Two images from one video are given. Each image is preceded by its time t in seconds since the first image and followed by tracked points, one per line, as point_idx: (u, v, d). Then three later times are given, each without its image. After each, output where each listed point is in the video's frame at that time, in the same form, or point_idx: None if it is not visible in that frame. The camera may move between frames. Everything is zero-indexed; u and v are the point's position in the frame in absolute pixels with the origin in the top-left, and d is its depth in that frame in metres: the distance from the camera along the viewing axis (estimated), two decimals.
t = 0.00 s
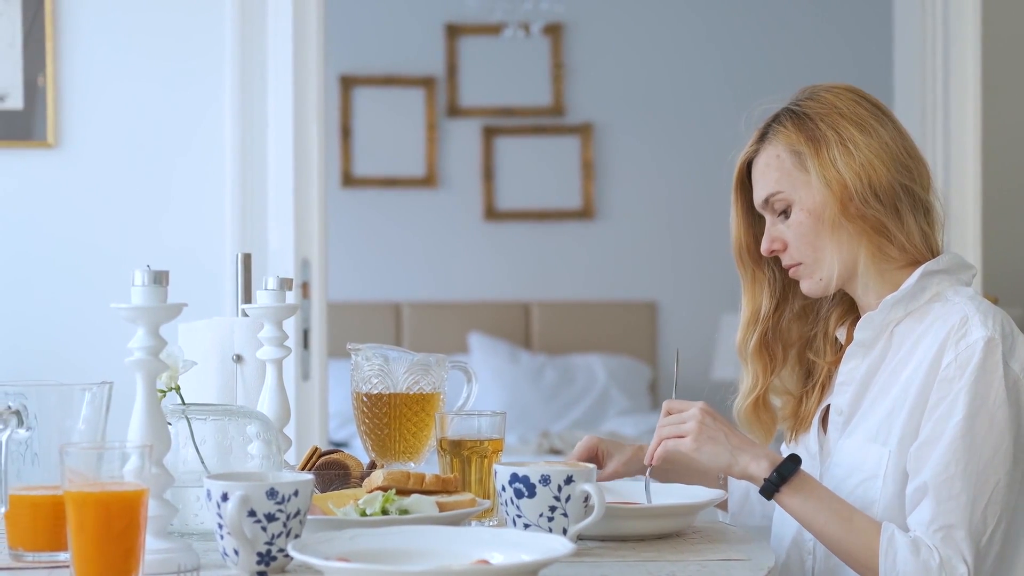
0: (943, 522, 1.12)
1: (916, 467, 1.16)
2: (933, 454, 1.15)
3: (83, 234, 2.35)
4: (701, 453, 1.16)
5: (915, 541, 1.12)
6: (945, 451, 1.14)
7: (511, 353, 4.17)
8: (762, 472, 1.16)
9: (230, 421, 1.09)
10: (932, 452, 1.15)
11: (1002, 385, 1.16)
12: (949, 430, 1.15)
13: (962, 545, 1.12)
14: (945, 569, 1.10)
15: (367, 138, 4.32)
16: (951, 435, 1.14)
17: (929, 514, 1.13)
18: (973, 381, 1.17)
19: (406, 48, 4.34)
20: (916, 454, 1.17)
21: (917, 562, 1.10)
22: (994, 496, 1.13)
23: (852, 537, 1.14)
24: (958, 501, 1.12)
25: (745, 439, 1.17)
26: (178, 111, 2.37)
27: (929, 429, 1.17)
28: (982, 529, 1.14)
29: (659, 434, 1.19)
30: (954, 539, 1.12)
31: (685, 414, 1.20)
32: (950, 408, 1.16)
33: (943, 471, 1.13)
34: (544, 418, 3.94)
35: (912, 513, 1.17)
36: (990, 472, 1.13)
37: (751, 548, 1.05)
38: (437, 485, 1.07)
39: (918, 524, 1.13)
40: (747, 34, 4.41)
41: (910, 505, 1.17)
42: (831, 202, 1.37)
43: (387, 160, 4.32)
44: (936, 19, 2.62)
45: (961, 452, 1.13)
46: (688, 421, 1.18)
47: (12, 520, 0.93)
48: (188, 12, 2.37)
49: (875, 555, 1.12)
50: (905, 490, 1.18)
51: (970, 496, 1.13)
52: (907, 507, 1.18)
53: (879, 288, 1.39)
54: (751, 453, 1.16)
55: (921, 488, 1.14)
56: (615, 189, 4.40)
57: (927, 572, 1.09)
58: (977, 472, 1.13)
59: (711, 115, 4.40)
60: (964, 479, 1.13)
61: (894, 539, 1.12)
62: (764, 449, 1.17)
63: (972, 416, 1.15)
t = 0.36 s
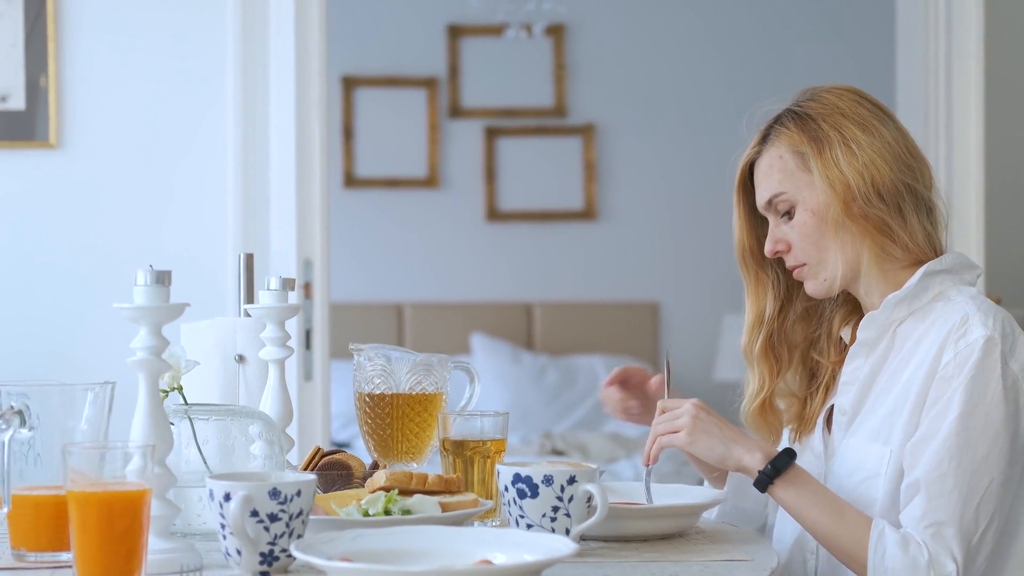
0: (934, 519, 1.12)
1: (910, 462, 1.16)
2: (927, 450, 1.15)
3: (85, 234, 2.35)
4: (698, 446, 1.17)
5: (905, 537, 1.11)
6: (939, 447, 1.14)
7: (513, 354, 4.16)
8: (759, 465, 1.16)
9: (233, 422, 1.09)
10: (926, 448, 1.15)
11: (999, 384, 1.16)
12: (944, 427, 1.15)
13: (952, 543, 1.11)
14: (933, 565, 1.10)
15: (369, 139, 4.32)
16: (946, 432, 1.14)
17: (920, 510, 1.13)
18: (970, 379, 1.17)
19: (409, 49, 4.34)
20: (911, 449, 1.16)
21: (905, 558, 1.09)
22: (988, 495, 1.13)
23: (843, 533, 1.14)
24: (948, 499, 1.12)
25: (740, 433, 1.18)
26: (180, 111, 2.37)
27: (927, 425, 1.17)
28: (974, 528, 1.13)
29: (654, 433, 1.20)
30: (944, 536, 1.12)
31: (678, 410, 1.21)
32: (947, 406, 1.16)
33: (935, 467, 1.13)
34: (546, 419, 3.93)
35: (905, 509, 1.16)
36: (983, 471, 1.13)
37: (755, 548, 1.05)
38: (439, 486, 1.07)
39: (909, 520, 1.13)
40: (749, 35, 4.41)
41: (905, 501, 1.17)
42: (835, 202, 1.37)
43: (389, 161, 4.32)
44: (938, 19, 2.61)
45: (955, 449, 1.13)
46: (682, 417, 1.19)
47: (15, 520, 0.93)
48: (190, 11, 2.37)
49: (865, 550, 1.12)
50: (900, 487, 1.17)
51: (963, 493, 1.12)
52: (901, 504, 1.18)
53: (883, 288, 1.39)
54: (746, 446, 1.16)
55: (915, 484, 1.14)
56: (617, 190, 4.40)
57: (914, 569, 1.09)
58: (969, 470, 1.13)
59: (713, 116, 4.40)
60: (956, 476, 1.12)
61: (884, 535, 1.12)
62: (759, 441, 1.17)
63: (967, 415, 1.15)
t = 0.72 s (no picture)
0: (950, 527, 1.11)
1: (917, 470, 1.16)
2: (935, 457, 1.15)
3: (88, 234, 2.35)
4: (708, 451, 1.14)
5: (919, 545, 1.11)
6: (949, 454, 1.13)
7: (515, 354, 4.16)
8: (767, 474, 1.15)
9: (235, 422, 1.09)
10: (935, 454, 1.15)
11: (1005, 390, 1.16)
12: (953, 433, 1.14)
13: (969, 551, 1.11)
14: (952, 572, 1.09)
15: (371, 139, 4.32)
16: (955, 439, 1.14)
17: (935, 519, 1.12)
18: (978, 384, 1.16)
19: (411, 49, 4.34)
20: (917, 457, 1.16)
21: (922, 566, 1.09)
22: (995, 500, 1.14)
23: (849, 538, 1.13)
24: (963, 505, 1.12)
25: (747, 439, 1.16)
26: (183, 112, 2.37)
27: (933, 431, 1.16)
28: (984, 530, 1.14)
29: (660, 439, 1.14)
30: (959, 544, 1.11)
31: (681, 411, 1.16)
32: (956, 411, 1.16)
33: (948, 475, 1.13)
34: (548, 420, 3.93)
35: (914, 517, 1.15)
36: (991, 474, 1.14)
37: (757, 549, 1.05)
38: (442, 486, 1.07)
39: (922, 528, 1.13)
40: (751, 35, 4.41)
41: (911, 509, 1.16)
42: (839, 201, 1.37)
43: (392, 161, 4.32)
44: (942, 18, 2.61)
45: (966, 456, 1.13)
46: (690, 420, 1.15)
47: (17, 520, 0.93)
48: (192, 10, 2.37)
49: (881, 560, 1.12)
50: (906, 495, 1.16)
51: (975, 500, 1.12)
52: (908, 512, 1.17)
53: (887, 288, 1.39)
54: (755, 452, 1.16)
55: (926, 491, 1.14)
56: (619, 190, 4.39)
57: None
58: (980, 477, 1.13)
59: (716, 117, 4.40)
60: (969, 482, 1.12)
61: (900, 544, 1.11)
62: (767, 449, 1.16)
63: (977, 421, 1.14)
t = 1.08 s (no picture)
0: (981, 538, 1.11)
1: (933, 482, 1.15)
2: (952, 468, 1.14)
3: (90, 235, 2.35)
4: (730, 528, 1.03)
5: (953, 562, 1.09)
6: (965, 466, 1.13)
7: (518, 355, 4.16)
8: (786, 532, 1.08)
9: (237, 423, 1.09)
10: (951, 467, 1.14)
11: (1012, 393, 1.16)
12: (968, 445, 1.14)
13: (1000, 559, 1.11)
14: None
15: (374, 139, 4.32)
16: (971, 450, 1.14)
17: (965, 532, 1.11)
18: (986, 387, 1.16)
19: (414, 50, 4.33)
20: (932, 468, 1.16)
21: None
22: (1013, 501, 1.14)
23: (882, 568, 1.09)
24: (991, 516, 1.12)
25: (762, 504, 1.06)
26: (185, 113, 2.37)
27: (944, 443, 1.15)
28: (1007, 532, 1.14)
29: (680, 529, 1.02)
30: (992, 553, 1.11)
31: (692, 489, 1.03)
32: (966, 418, 1.15)
33: (970, 487, 1.12)
34: (551, 420, 3.93)
35: (938, 531, 1.15)
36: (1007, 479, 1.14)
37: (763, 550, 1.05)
38: (444, 487, 1.07)
39: (950, 542, 1.12)
40: (754, 34, 4.40)
41: (933, 523, 1.16)
42: (833, 198, 1.36)
43: (394, 162, 4.32)
44: (944, 16, 2.60)
45: (985, 467, 1.13)
46: (707, 501, 1.02)
47: (19, 521, 0.93)
48: (193, 10, 2.37)
49: None
50: (925, 508, 1.16)
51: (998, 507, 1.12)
52: (928, 525, 1.17)
53: (885, 287, 1.38)
54: (773, 514, 1.07)
55: (949, 506, 1.13)
56: (622, 190, 4.39)
57: None
58: (1000, 485, 1.13)
59: (719, 117, 4.39)
60: (990, 490, 1.12)
61: (935, 565, 1.09)
62: (781, 507, 1.07)
63: (989, 428, 1.14)
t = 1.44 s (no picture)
0: (986, 544, 1.12)
1: (927, 493, 1.16)
2: (944, 478, 1.15)
3: (93, 235, 2.36)
4: (739, 552, 1.05)
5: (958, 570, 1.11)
6: (957, 476, 1.14)
7: (521, 355, 4.16)
8: (792, 552, 1.09)
9: (240, 423, 1.09)
10: (942, 479, 1.15)
11: (993, 396, 1.17)
12: (956, 455, 1.14)
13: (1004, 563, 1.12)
14: None
15: (378, 139, 4.32)
16: (960, 460, 1.14)
17: (967, 543, 1.13)
18: (967, 391, 1.17)
19: (418, 50, 4.33)
20: (924, 480, 1.16)
21: None
22: (1008, 502, 1.15)
23: None
24: (990, 524, 1.12)
25: (767, 525, 1.08)
26: (188, 113, 2.37)
27: (932, 456, 1.16)
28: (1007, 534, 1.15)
29: (691, 558, 1.03)
30: (998, 559, 1.12)
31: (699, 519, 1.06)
32: (950, 428, 1.16)
33: (966, 497, 1.13)
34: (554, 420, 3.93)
35: (939, 543, 1.16)
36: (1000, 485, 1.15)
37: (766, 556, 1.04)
38: (446, 488, 1.07)
39: (953, 553, 1.13)
40: (758, 34, 4.40)
41: (934, 534, 1.17)
42: (815, 190, 1.38)
43: (398, 162, 4.32)
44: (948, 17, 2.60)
45: (976, 475, 1.13)
46: (714, 527, 1.04)
47: (21, 522, 0.93)
48: (196, 10, 2.37)
49: None
50: (922, 521, 1.17)
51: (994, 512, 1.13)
52: (929, 536, 1.18)
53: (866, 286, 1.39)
54: (778, 535, 1.09)
55: (949, 517, 1.14)
56: (626, 191, 4.39)
57: None
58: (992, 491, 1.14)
59: (723, 117, 4.39)
60: (984, 497, 1.13)
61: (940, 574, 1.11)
62: (786, 527, 1.09)
63: (976, 436, 1.15)
